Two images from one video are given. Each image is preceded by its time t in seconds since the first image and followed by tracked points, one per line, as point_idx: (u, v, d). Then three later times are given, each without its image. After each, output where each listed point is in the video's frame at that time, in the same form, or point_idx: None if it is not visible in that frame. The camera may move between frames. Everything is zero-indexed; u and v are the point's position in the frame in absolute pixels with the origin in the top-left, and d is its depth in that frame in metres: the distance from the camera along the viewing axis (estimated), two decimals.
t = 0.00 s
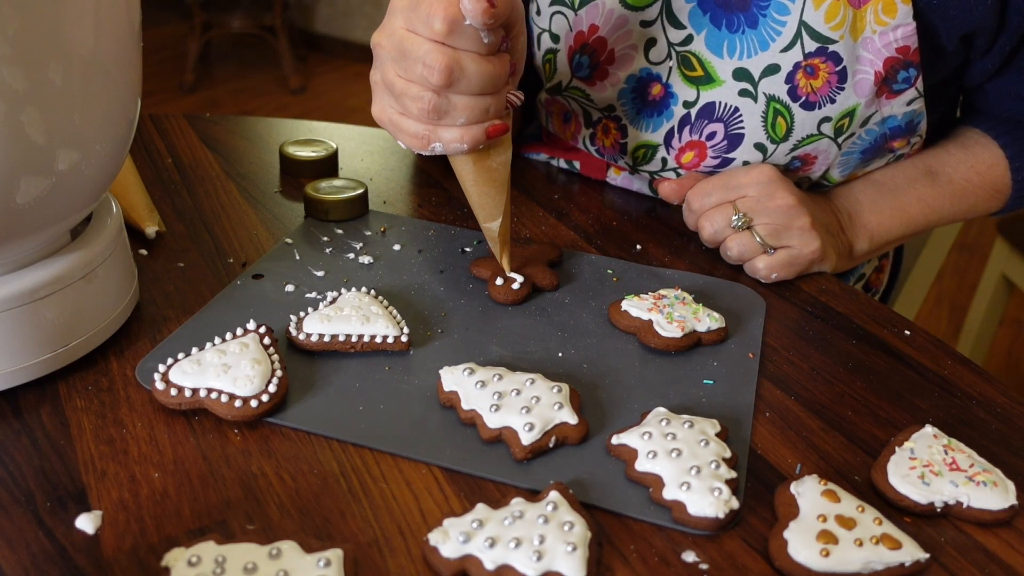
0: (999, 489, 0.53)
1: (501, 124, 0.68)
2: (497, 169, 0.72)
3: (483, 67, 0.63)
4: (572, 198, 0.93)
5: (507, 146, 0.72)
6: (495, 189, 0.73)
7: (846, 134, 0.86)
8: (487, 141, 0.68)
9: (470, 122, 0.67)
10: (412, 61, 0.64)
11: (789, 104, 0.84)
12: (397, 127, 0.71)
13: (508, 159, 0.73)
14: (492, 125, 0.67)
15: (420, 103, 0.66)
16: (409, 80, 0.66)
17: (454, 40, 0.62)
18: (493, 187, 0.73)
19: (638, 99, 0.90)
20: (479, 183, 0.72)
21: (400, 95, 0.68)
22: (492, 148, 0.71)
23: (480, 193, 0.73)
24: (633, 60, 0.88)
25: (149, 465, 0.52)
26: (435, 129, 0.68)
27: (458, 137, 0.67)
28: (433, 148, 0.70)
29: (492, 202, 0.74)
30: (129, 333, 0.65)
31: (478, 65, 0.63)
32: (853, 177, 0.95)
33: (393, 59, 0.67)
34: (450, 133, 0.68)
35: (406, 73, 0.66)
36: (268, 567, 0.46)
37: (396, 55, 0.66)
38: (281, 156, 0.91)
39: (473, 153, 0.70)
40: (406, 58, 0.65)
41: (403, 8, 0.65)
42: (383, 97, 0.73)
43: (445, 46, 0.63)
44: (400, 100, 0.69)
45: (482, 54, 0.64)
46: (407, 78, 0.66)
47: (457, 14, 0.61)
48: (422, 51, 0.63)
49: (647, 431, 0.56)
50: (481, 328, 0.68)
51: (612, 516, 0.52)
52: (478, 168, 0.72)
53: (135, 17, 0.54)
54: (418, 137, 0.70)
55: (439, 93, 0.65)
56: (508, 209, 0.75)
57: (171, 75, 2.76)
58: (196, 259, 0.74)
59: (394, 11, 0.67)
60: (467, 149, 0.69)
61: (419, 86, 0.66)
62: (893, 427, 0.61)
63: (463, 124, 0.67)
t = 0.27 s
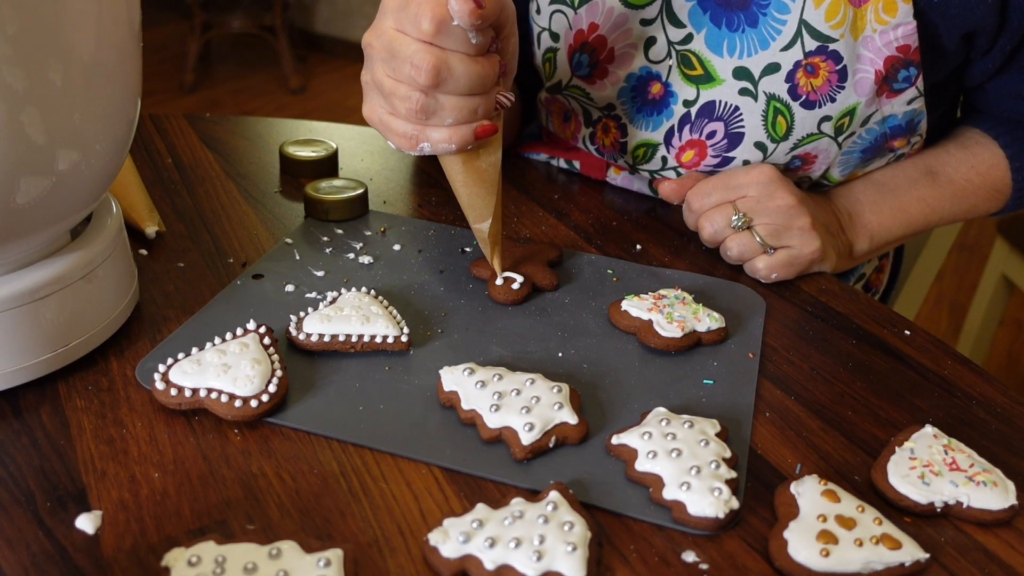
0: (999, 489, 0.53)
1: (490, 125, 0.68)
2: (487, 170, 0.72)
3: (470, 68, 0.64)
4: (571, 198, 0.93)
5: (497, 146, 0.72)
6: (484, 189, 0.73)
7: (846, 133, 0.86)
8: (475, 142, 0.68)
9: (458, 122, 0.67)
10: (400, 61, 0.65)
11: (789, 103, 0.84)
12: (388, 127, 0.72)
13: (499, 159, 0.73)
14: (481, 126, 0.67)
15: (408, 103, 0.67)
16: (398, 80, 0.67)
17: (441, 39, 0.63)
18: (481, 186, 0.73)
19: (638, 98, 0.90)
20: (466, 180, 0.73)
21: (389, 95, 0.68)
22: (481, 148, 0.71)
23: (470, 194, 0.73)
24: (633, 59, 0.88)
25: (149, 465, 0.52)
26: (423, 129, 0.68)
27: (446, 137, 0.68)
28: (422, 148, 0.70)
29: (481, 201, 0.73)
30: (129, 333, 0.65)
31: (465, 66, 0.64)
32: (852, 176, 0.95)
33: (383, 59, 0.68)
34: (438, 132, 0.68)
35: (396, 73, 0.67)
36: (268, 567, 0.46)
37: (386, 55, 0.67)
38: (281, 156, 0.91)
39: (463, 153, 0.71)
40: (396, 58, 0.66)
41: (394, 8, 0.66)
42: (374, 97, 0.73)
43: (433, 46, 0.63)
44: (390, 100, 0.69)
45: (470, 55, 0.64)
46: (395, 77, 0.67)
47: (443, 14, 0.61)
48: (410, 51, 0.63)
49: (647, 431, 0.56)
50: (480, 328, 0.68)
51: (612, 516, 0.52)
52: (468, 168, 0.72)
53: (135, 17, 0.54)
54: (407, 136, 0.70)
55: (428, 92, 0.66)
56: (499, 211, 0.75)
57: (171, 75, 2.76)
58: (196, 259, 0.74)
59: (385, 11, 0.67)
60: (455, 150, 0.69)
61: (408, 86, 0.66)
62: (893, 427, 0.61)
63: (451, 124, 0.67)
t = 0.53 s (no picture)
0: (998, 489, 0.53)
1: (468, 105, 0.69)
2: (468, 151, 0.74)
3: (447, 46, 0.66)
4: (572, 198, 0.93)
5: (478, 128, 0.73)
6: (464, 172, 0.75)
7: (845, 131, 0.86)
8: (455, 121, 0.70)
9: (436, 102, 0.69)
10: (379, 40, 0.67)
11: (787, 101, 0.83)
12: (369, 108, 0.73)
13: (480, 141, 0.75)
14: (459, 106, 0.69)
15: (388, 81, 0.68)
16: (378, 60, 0.69)
17: (418, 18, 0.65)
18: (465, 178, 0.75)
19: (637, 97, 0.90)
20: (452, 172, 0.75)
21: (370, 75, 0.70)
22: (462, 130, 0.73)
23: (452, 175, 0.75)
24: (632, 59, 0.88)
25: (149, 465, 0.52)
26: (403, 108, 0.70)
27: (426, 116, 0.69)
28: (401, 128, 0.71)
29: (463, 185, 0.76)
30: (129, 334, 0.65)
31: (442, 44, 0.66)
32: (852, 175, 0.94)
33: (364, 40, 0.70)
34: (418, 113, 0.69)
35: (375, 53, 0.69)
36: (268, 567, 0.46)
37: (366, 35, 0.69)
38: (281, 156, 0.91)
39: (443, 134, 0.72)
40: (375, 37, 0.68)
41: None
42: (358, 80, 0.75)
43: (410, 25, 0.66)
44: (371, 81, 0.71)
45: (447, 34, 0.66)
46: (375, 57, 0.69)
47: None
48: (388, 30, 0.66)
49: (647, 431, 0.56)
50: (480, 328, 0.68)
51: (612, 516, 0.52)
52: (449, 151, 0.74)
53: (135, 16, 0.54)
54: (387, 116, 0.71)
55: (405, 70, 0.67)
56: (479, 192, 0.77)
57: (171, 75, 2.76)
58: (196, 259, 0.74)
59: None
60: (435, 129, 0.70)
61: (386, 65, 0.68)
62: (893, 427, 0.61)
63: (430, 103, 0.69)
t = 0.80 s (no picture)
0: (999, 489, 0.53)
1: (470, 114, 0.69)
2: (470, 158, 0.74)
3: (449, 57, 0.66)
4: (572, 198, 0.93)
5: (480, 135, 0.73)
6: (467, 178, 0.75)
7: (845, 132, 0.86)
8: (457, 129, 0.70)
9: (439, 111, 0.69)
10: (381, 51, 0.67)
11: (787, 102, 0.83)
12: (372, 116, 0.74)
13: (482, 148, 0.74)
14: (461, 114, 0.69)
15: (391, 91, 0.69)
16: (380, 69, 0.69)
17: (421, 30, 0.65)
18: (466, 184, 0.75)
19: (637, 98, 0.90)
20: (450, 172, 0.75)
21: (372, 83, 0.70)
22: (464, 137, 0.73)
23: (454, 180, 0.75)
24: (632, 60, 0.88)
25: (149, 465, 0.52)
26: (405, 117, 0.70)
27: (428, 125, 0.69)
28: (404, 136, 0.72)
29: (465, 190, 0.75)
30: (129, 334, 0.65)
31: (444, 55, 0.66)
32: (852, 176, 0.94)
33: (366, 49, 0.70)
34: (420, 121, 0.70)
35: (378, 63, 0.69)
36: (268, 567, 0.46)
37: (368, 45, 0.69)
38: (281, 156, 0.92)
39: (446, 141, 0.73)
40: (377, 48, 0.68)
41: None
42: (360, 87, 0.75)
43: (413, 36, 0.66)
44: (373, 89, 0.71)
45: (450, 45, 0.66)
46: (378, 67, 0.69)
47: (423, 5, 0.64)
48: (390, 42, 0.66)
49: (647, 431, 0.56)
50: (480, 328, 0.68)
51: (612, 516, 0.52)
52: (451, 157, 0.74)
53: (135, 16, 0.54)
54: (390, 125, 0.72)
55: (409, 81, 0.68)
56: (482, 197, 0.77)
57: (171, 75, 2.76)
58: (196, 259, 0.74)
59: (370, 2, 0.70)
60: (437, 138, 0.71)
61: (390, 74, 0.68)
62: (893, 427, 0.61)
63: (433, 112, 0.69)
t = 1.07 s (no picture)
0: (999, 489, 0.53)
1: (469, 113, 0.70)
2: (469, 155, 0.74)
3: (448, 58, 0.66)
4: (572, 198, 0.93)
5: (479, 132, 0.73)
6: (467, 174, 0.75)
7: (845, 131, 0.86)
8: (457, 128, 0.70)
9: (439, 110, 0.69)
10: (380, 50, 0.67)
11: (787, 100, 0.83)
12: (372, 115, 0.74)
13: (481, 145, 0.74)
14: (461, 113, 0.69)
15: (391, 91, 0.69)
16: (379, 69, 0.69)
17: (420, 31, 0.65)
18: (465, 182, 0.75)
19: (637, 97, 0.90)
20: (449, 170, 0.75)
21: (371, 83, 0.71)
22: (463, 134, 0.72)
23: (454, 177, 0.75)
24: (632, 59, 0.88)
25: (149, 465, 0.52)
26: (405, 117, 0.70)
27: (428, 124, 0.69)
28: (404, 135, 0.72)
29: (465, 186, 0.75)
30: (129, 334, 0.65)
31: (444, 56, 0.66)
32: (852, 175, 0.94)
33: (365, 49, 0.70)
34: (420, 120, 0.70)
35: (377, 62, 0.69)
36: (268, 567, 0.46)
37: (367, 45, 0.69)
38: (281, 156, 0.92)
39: (445, 140, 0.72)
40: (376, 48, 0.68)
41: None
42: (360, 85, 0.76)
43: (412, 37, 0.66)
44: (373, 89, 0.71)
45: (448, 45, 0.66)
46: (377, 67, 0.69)
47: (421, 7, 0.64)
48: (389, 43, 0.66)
49: (647, 431, 0.56)
50: (480, 328, 0.68)
51: (612, 516, 0.52)
52: (451, 155, 0.74)
53: (135, 15, 0.54)
54: (390, 124, 0.72)
55: (408, 82, 0.68)
56: (482, 193, 0.77)
57: (171, 75, 2.76)
58: (196, 259, 0.74)
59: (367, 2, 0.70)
60: (437, 136, 0.71)
61: (389, 74, 0.69)
62: (893, 427, 0.61)
63: (433, 112, 0.69)
